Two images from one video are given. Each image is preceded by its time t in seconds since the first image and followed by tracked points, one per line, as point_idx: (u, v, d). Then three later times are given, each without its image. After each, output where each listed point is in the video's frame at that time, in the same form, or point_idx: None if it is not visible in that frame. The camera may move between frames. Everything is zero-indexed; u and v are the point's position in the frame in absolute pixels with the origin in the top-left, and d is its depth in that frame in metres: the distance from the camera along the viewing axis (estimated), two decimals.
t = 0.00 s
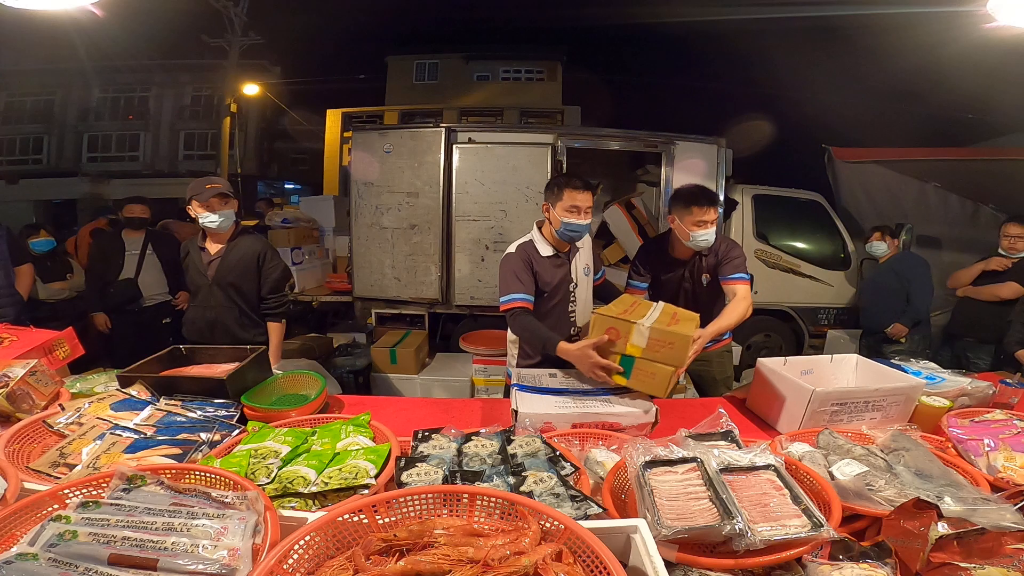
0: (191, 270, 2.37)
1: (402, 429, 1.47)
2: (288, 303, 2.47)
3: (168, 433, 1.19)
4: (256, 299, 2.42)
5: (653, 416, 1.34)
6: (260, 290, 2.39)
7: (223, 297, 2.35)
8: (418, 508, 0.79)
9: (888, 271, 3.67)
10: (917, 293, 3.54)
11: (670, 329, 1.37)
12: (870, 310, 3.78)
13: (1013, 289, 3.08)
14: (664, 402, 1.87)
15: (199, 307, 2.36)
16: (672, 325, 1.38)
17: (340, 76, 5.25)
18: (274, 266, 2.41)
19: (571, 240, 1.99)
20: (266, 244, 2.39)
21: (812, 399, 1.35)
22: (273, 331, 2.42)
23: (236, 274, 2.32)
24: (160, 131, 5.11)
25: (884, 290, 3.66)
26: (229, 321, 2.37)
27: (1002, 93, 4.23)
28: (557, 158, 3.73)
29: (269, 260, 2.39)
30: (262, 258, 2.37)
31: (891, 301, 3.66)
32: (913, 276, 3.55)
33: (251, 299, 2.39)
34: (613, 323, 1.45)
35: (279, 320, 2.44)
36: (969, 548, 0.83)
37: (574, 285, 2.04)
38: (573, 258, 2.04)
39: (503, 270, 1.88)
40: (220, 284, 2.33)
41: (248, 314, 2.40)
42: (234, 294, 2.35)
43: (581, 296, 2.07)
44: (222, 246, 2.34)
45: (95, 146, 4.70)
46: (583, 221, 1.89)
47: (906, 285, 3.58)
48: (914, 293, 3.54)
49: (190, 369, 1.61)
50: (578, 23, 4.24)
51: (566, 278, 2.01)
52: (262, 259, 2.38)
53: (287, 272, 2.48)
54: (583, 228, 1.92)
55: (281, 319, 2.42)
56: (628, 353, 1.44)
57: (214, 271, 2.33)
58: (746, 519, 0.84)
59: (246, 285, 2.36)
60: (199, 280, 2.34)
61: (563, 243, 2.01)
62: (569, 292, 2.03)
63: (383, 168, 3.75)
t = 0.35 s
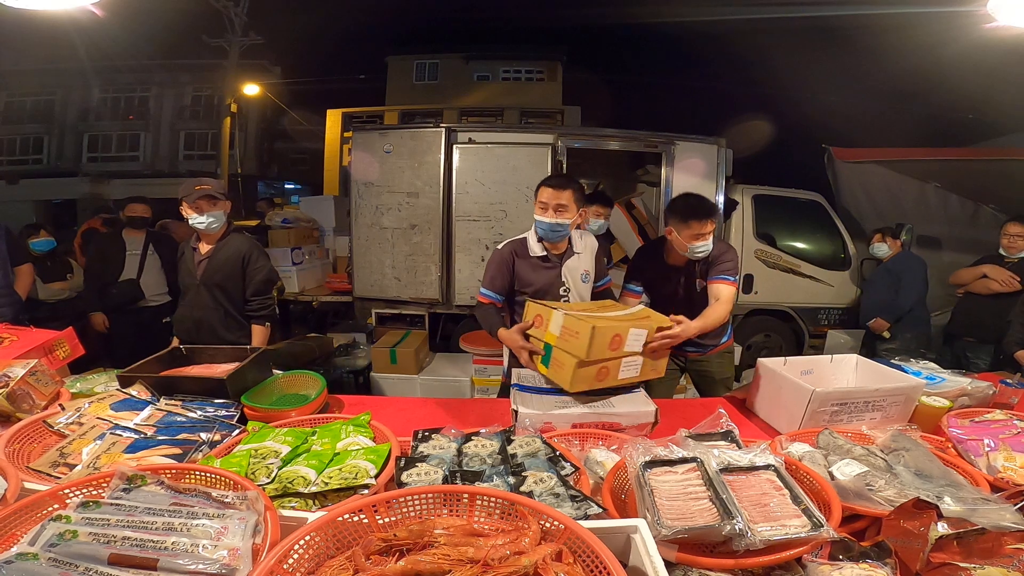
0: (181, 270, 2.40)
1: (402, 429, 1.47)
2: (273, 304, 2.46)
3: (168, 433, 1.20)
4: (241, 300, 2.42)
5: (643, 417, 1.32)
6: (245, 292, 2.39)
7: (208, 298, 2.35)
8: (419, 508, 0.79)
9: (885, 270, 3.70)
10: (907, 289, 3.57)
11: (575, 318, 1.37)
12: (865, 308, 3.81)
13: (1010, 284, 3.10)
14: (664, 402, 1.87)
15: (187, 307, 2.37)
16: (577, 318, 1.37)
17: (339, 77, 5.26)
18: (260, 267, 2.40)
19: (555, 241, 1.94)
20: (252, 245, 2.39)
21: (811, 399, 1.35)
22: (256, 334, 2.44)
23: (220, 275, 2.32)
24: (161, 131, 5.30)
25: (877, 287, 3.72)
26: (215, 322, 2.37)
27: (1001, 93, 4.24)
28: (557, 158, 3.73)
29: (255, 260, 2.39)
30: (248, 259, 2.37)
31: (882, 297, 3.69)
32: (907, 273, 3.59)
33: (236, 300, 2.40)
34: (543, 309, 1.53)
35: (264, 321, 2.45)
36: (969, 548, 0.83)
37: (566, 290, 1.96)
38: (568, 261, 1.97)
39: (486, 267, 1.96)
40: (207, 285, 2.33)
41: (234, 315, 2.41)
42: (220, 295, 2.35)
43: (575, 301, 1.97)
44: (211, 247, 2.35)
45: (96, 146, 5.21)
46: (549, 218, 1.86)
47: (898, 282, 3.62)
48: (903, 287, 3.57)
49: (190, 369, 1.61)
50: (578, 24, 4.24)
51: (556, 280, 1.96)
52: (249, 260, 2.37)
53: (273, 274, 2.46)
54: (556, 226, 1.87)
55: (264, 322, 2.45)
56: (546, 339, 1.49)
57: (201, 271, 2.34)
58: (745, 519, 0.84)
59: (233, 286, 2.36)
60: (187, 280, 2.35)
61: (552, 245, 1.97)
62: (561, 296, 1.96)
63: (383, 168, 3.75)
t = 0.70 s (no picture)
0: (176, 269, 2.38)
1: (402, 429, 1.47)
2: (271, 304, 2.47)
3: (168, 433, 1.20)
4: (239, 299, 2.42)
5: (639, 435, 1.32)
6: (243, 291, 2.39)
7: (206, 298, 2.34)
8: (418, 508, 0.79)
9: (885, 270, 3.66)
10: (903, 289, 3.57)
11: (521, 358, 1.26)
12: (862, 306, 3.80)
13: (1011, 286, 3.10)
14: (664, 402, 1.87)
15: (183, 307, 2.37)
16: (523, 357, 1.26)
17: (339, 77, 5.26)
18: (258, 266, 2.40)
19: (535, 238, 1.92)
20: (249, 245, 2.39)
21: (812, 399, 1.35)
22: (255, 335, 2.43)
23: (217, 274, 2.32)
24: (159, 131, 5.08)
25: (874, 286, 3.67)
26: (212, 322, 2.38)
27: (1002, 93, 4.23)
28: (557, 159, 3.73)
29: (252, 260, 2.38)
30: (246, 259, 2.36)
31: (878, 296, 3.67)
32: (906, 273, 3.57)
33: (235, 299, 2.40)
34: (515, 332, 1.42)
35: (262, 321, 2.45)
36: (970, 548, 0.83)
37: (548, 289, 1.96)
38: (552, 262, 1.96)
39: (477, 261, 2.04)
40: (204, 285, 2.32)
41: (232, 315, 2.41)
42: (218, 294, 2.35)
43: (556, 301, 1.96)
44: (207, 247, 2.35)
45: (95, 146, 4.87)
46: (526, 215, 1.84)
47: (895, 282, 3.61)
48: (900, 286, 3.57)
49: (190, 370, 1.61)
50: (578, 24, 4.24)
51: (538, 279, 1.96)
52: (246, 260, 2.37)
53: (271, 273, 2.47)
54: (531, 222, 1.85)
55: (263, 321, 2.44)
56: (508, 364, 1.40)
57: (198, 271, 2.34)
58: (746, 519, 0.84)
59: (230, 285, 2.36)
60: (184, 280, 2.34)
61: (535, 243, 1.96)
62: (540, 295, 1.97)
63: (383, 168, 3.75)
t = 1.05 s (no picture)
0: (173, 269, 2.36)
1: (402, 429, 1.47)
2: (272, 300, 2.50)
3: (168, 433, 1.20)
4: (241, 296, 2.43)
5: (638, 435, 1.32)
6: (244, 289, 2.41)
7: (209, 296, 2.35)
8: (418, 508, 0.79)
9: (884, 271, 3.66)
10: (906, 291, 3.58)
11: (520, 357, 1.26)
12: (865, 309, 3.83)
13: (1011, 287, 3.10)
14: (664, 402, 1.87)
15: (185, 306, 2.36)
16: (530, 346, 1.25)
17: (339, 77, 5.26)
18: (259, 263, 2.44)
19: (527, 243, 1.91)
20: (247, 243, 2.40)
21: (811, 399, 1.35)
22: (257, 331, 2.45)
23: (218, 273, 2.32)
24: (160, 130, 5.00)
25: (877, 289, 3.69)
26: (216, 320, 2.39)
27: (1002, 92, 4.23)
28: (557, 158, 3.73)
29: (253, 258, 2.41)
30: (247, 257, 2.39)
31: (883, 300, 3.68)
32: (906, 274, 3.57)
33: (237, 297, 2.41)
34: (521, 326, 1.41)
35: (264, 317, 2.47)
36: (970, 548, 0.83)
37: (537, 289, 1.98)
38: (541, 262, 1.97)
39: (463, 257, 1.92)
40: (205, 284, 2.33)
41: (234, 313, 2.42)
42: (220, 293, 2.36)
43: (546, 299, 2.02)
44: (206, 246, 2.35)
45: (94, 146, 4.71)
46: (535, 226, 1.81)
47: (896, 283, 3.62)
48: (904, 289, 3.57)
49: (190, 370, 1.61)
50: (578, 23, 4.24)
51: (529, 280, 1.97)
52: (246, 258, 2.39)
53: (271, 270, 2.50)
54: (529, 231, 1.84)
55: (266, 316, 2.47)
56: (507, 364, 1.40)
57: (198, 270, 2.33)
58: (746, 519, 0.84)
59: (232, 284, 2.37)
60: (184, 280, 2.34)
61: (524, 243, 1.94)
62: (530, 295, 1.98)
63: (383, 168, 3.75)
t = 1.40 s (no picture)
0: (192, 264, 2.34)
1: (402, 429, 1.47)
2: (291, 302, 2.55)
3: (168, 433, 1.20)
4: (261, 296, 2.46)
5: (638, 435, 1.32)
6: (266, 289, 2.45)
7: (230, 293, 2.37)
8: (418, 508, 0.79)
9: (890, 271, 3.62)
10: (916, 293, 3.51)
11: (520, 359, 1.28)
12: (870, 311, 3.79)
13: (1011, 288, 3.09)
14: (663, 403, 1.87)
15: (203, 304, 2.36)
16: (542, 354, 1.16)
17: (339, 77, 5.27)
18: (282, 265, 2.50)
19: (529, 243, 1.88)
20: (271, 244, 2.45)
21: (812, 399, 1.35)
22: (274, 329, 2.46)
23: (244, 271, 2.35)
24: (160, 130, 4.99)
25: (885, 291, 3.63)
26: (236, 317, 2.40)
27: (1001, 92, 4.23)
28: (557, 158, 3.73)
29: (277, 260, 2.48)
30: (271, 259, 2.45)
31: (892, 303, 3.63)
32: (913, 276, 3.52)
33: (258, 296, 2.44)
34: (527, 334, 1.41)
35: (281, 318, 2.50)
36: (970, 549, 0.83)
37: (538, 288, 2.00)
38: (541, 262, 1.98)
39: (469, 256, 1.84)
40: (228, 282, 2.35)
41: (253, 311, 2.44)
42: (241, 291, 2.38)
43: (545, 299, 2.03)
44: (229, 244, 2.36)
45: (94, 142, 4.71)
46: (542, 228, 1.80)
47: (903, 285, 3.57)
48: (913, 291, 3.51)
49: (190, 370, 1.61)
50: (579, 23, 4.24)
51: (529, 280, 1.98)
52: (271, 260, 2.45)
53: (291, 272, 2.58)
54: (534, 233, 1.82)
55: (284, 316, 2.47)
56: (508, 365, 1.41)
57: (222, 267, 2.34)
58: (746, 519, 0.84)
59: (254, 283, 2.40)
60: (205, 277, 2.33)
61: (524, 244, 1.92)
62: (532, 294, 2.00)
63: (383, 168, 3.75)
